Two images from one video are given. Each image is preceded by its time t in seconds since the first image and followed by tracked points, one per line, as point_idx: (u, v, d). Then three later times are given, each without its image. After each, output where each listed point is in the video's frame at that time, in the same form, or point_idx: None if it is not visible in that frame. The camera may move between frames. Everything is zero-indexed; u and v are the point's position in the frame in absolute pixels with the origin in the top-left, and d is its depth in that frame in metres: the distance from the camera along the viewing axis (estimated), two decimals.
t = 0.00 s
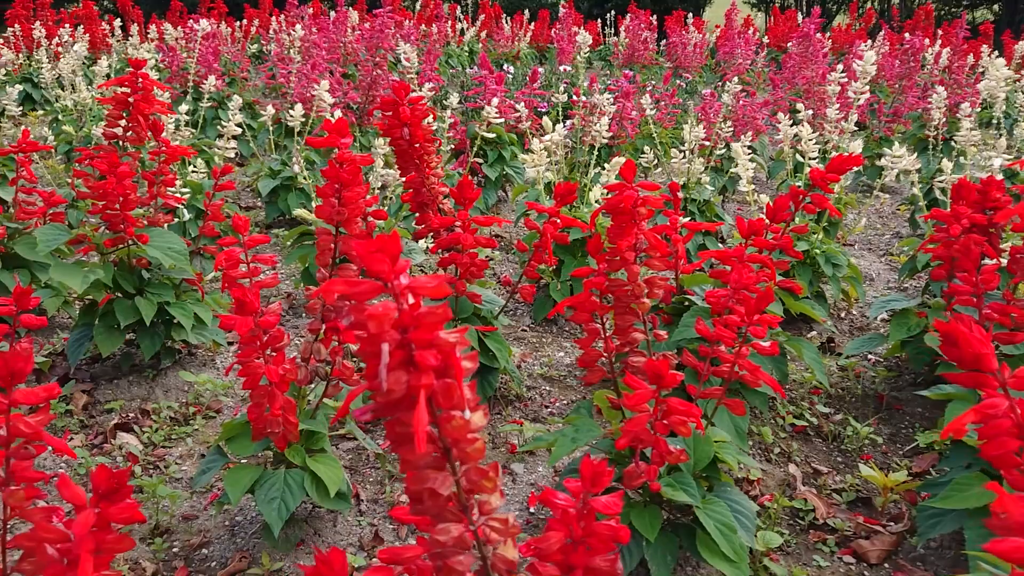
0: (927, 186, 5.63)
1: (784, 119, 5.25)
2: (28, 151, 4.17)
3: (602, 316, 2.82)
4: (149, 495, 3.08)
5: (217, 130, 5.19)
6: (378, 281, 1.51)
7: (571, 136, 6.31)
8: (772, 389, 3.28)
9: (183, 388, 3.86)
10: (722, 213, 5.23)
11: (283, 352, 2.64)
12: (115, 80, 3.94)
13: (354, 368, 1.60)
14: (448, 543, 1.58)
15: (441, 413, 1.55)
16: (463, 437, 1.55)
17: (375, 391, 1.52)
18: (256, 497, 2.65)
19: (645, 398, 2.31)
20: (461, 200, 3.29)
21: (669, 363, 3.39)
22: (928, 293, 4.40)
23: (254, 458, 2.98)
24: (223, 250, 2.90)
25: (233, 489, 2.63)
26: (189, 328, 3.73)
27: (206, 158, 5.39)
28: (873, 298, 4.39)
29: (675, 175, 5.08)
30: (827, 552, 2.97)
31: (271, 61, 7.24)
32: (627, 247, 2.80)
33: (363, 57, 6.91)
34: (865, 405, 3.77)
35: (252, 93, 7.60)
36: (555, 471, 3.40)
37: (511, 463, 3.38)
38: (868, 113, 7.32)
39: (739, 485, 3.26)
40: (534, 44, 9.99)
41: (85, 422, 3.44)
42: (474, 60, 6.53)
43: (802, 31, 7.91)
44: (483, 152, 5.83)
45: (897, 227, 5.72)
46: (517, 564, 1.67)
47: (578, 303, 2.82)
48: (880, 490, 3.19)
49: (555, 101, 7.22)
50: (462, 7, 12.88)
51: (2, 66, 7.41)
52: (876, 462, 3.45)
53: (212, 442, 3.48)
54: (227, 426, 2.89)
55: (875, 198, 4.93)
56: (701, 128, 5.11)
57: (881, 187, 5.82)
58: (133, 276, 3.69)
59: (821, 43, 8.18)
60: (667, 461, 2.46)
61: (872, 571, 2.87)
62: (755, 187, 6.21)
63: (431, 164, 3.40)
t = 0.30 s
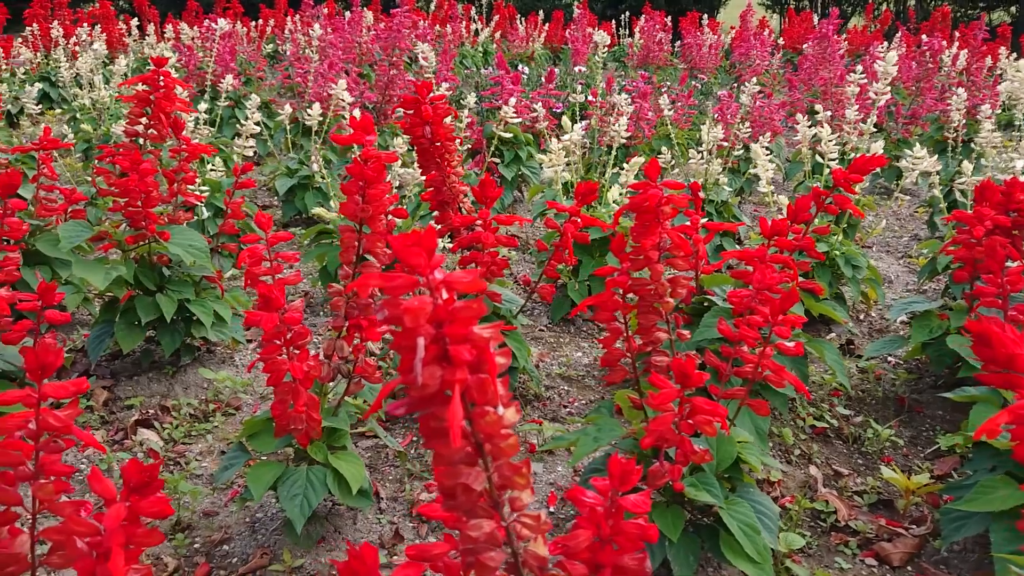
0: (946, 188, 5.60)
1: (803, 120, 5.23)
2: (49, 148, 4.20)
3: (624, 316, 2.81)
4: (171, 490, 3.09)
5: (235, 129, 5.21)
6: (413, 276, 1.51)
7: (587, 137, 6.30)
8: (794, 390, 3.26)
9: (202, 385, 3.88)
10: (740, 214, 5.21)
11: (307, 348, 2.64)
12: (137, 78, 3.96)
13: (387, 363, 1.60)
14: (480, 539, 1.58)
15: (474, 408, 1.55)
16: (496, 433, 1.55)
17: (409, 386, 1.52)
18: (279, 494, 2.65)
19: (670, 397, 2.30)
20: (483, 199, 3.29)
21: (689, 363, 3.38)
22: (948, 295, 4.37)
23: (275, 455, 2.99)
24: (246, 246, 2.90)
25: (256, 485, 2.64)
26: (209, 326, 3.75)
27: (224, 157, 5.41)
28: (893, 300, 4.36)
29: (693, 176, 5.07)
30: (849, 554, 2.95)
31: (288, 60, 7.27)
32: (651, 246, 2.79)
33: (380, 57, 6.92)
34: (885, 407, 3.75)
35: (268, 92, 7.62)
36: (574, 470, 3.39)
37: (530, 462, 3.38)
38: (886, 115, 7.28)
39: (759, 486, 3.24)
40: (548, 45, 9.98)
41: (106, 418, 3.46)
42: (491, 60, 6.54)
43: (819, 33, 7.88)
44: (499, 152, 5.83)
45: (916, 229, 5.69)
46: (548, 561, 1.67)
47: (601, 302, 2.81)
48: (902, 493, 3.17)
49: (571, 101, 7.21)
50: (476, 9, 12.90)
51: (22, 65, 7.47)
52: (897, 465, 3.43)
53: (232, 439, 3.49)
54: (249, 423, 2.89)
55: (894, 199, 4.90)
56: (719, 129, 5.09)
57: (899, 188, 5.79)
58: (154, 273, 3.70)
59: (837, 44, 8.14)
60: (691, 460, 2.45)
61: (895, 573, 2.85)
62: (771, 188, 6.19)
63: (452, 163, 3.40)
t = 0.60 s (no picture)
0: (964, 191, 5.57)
1: (820, 122, 5.21)
2: (70, 148, 4.22)
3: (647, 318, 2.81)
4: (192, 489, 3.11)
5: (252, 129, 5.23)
6: (449, 278, 1.51)
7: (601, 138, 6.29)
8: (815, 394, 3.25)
9: (221, 384, 3.89)
10: (756, 216, 5.19)
11: (331, 349, 2.65)
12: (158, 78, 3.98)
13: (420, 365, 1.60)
14: (513, 541, 1.57)
15: (508, 410, 1.55)
16: (530, 436, 1.55)
17: (443, 388, 1.52)
18: (302, 494, 2.66)
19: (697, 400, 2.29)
20: (503, 200, 3.29)
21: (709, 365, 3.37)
22: (968, 298, 4.35)
23: (296, 455, 2.99)
24: (269, 247, 2.91)
25: (279, 485, 2.64)
26: (229, 325, 3.76)
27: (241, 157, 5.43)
28: (912, 303, 4.34)
29: (710, 177, 5.06)
30: (871, 559, 2.94)
31: (303, 60, 7.29)
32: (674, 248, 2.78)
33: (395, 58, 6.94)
34: (905, 411, 3.73)
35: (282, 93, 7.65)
36: (593, 472, 3.39)
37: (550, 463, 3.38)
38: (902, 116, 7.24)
39: (780, 490, 3.23)
40: (560, 46, 9.98)
41: (126, 416, 3.47)
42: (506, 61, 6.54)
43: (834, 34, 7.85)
44: (515, 152, 5.84)
45: (932, 231, 5.67)
46: (580, 565, 1.67)
47: (623, 304, 2.80)
48: (924, 497, 3.15)
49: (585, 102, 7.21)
50: (488, 9, 12.90)
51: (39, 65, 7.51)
52: (917, 468, 3.41)
53: (252, 438, 3.50)
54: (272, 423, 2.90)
55: (913, 202, 4.88)
56: (737, 130, 5.08)
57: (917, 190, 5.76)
58: (175, 273, 3.72)
59: (853, 46, 8.10)
60: (716, 463, 2.44)
61: None
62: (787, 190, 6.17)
63: (472, 164, 3.40)
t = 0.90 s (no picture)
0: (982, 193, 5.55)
1: (838, 123, 5.19)
2: (91, 148, 4.24)
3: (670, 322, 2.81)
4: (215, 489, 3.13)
5: (270, 129, 5.25)
6: (486, 284, 1.52)
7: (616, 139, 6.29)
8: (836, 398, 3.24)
9: (241, 384, 3.91)
10: (773, 218, 5.18)
11: (355, 352, 2.66)
12: (179, 80, 4.00)
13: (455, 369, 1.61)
14: (547, 546, 1.58)
15: (544, 416, 1.56)
16: (566, 442, 1.57)
17: (480, 394, 1.53)
18: (326, 496, 2.67)
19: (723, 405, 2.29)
20: (525, 203, 3.29)
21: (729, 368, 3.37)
22: (987, 302, 4.33)
23: (319, 457, 3.01)
24: (293, 249, 2.92)
25: (303, 486, 2.66)
26: (249, 326, 3.78)
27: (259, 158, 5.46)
28: (930, 306, 4.33)
29: (727, 179, 5.05)
30: (892, 564, 2.93)
31: (318, 61, 7.31)
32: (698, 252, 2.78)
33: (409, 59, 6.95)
34: (925, 415, 3.73)
35: (297, 93, 7.68)
36: (613, 474, 3.40)
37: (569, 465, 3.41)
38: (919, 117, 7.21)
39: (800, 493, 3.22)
40: (573, 46, 9.97)
41: (149, 416, 3.48)
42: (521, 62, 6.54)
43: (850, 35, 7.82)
44: (530, 153, 5.85)
45: (949, 234, 5.64)
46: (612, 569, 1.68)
47: (646, 308, 2.80)
48: (947, 502, 3.11)
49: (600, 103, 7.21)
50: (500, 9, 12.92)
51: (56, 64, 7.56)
52: (937, 473, 3.41)
53: (272, 439, 3.52)
54: (295, 424, 2.92)
55: (931, 205, 4.86)
56: (754, 132, 5.07)
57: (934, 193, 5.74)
58: (196, 274, 3.74)
59: (868, 47, 8.08)
60: (741, 469, 2.44)
61: None
62: (803, 192, 6.16)
63: (493, 166, 3.41)
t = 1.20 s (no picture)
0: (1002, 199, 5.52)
1: (857, 128, 5.18)
2: (115, 152, 4.29)
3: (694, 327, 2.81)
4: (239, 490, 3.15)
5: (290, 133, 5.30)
6: (522, 289, 1.53)
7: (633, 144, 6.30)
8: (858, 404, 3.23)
9: (263, 386, 3.94)
10: (791, 223, 5.17)
11: (382, 356, 2.68)
12: (203, 84, 4.04)
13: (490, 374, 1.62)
14: (581, 551, 1.59)
15: (579, 421, 1.57)
16: (601, 447, 1.58)
17: (515, 399, 1.54)
18: (351, 498, 2.69)
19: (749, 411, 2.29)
20: (548, 208, 3.30)
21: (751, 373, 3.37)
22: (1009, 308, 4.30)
23: (343, 460, 3.03)
24: (319, 253, 2.95)
25: (330, 488, 2.67)
26: (272, 329, 3.82)
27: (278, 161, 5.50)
28: (950, 312, 4.30)
29: (746, 184, 5.05)
30: (916, 571, 2.91)
31: (336, 65, 7.36)
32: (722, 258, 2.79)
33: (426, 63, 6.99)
34: (947, 421, 3.72)
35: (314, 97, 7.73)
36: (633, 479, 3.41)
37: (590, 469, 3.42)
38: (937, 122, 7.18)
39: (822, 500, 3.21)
40: (588, 50, 9.99)
41: (172, 418, 3.51)
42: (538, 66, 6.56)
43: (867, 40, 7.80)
44: (547, 157, 5.87)
45: (969, 239, 5.62)
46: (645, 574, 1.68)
47: (671, 313, 2.81)
48: (970, 509, 3.10)
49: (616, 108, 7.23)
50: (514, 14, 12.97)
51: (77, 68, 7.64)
52: (960, 480, 3.39)
53: (295, 442, 3.55)
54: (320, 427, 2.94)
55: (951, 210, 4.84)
56: (772, 136, 5.07)
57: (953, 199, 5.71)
58: (219, 277, 3.77)
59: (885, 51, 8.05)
60: (766, 474, 2.43)
61: None
62: (821, 197, 6.15)
63: (515, 170, 3.43)
